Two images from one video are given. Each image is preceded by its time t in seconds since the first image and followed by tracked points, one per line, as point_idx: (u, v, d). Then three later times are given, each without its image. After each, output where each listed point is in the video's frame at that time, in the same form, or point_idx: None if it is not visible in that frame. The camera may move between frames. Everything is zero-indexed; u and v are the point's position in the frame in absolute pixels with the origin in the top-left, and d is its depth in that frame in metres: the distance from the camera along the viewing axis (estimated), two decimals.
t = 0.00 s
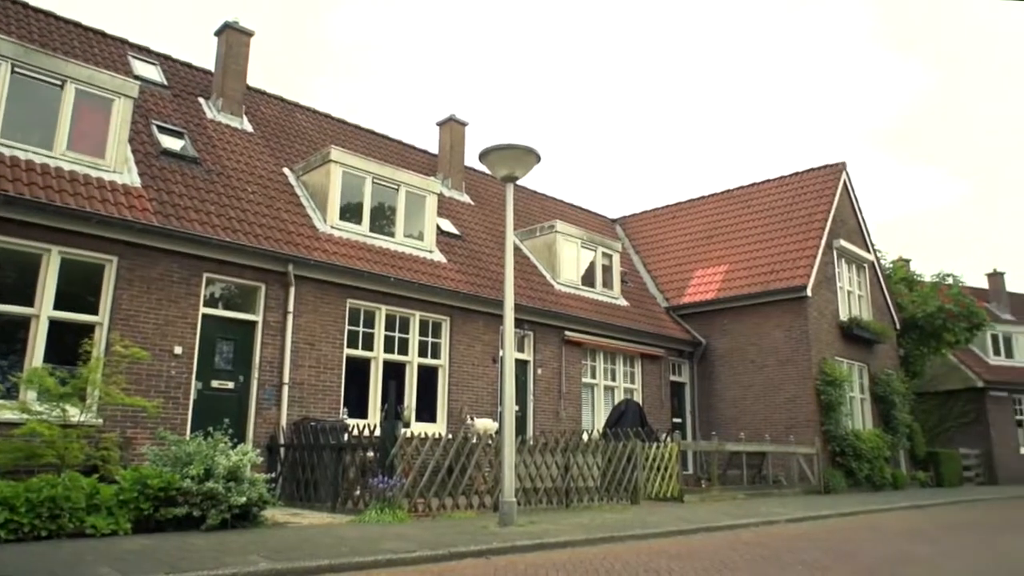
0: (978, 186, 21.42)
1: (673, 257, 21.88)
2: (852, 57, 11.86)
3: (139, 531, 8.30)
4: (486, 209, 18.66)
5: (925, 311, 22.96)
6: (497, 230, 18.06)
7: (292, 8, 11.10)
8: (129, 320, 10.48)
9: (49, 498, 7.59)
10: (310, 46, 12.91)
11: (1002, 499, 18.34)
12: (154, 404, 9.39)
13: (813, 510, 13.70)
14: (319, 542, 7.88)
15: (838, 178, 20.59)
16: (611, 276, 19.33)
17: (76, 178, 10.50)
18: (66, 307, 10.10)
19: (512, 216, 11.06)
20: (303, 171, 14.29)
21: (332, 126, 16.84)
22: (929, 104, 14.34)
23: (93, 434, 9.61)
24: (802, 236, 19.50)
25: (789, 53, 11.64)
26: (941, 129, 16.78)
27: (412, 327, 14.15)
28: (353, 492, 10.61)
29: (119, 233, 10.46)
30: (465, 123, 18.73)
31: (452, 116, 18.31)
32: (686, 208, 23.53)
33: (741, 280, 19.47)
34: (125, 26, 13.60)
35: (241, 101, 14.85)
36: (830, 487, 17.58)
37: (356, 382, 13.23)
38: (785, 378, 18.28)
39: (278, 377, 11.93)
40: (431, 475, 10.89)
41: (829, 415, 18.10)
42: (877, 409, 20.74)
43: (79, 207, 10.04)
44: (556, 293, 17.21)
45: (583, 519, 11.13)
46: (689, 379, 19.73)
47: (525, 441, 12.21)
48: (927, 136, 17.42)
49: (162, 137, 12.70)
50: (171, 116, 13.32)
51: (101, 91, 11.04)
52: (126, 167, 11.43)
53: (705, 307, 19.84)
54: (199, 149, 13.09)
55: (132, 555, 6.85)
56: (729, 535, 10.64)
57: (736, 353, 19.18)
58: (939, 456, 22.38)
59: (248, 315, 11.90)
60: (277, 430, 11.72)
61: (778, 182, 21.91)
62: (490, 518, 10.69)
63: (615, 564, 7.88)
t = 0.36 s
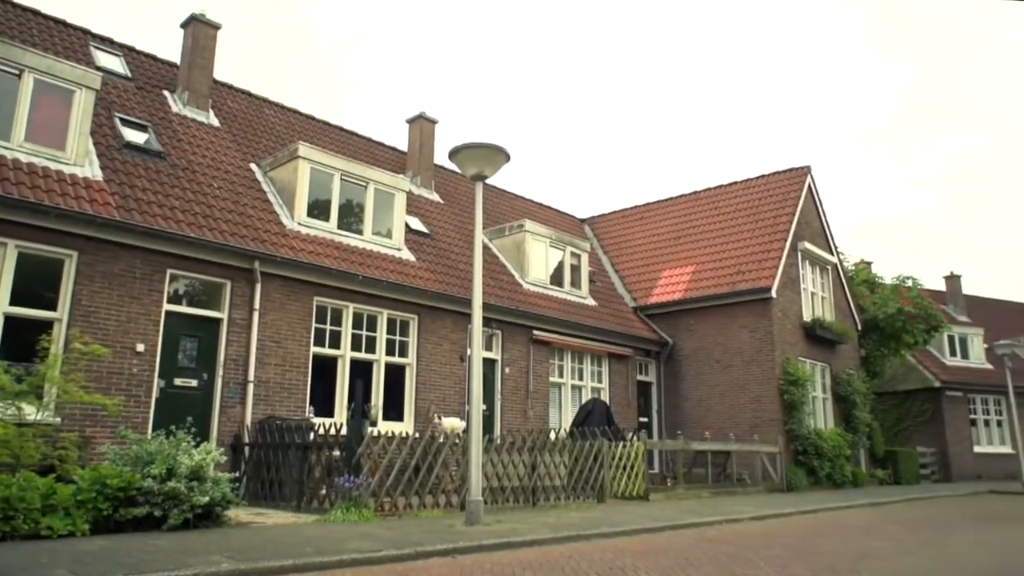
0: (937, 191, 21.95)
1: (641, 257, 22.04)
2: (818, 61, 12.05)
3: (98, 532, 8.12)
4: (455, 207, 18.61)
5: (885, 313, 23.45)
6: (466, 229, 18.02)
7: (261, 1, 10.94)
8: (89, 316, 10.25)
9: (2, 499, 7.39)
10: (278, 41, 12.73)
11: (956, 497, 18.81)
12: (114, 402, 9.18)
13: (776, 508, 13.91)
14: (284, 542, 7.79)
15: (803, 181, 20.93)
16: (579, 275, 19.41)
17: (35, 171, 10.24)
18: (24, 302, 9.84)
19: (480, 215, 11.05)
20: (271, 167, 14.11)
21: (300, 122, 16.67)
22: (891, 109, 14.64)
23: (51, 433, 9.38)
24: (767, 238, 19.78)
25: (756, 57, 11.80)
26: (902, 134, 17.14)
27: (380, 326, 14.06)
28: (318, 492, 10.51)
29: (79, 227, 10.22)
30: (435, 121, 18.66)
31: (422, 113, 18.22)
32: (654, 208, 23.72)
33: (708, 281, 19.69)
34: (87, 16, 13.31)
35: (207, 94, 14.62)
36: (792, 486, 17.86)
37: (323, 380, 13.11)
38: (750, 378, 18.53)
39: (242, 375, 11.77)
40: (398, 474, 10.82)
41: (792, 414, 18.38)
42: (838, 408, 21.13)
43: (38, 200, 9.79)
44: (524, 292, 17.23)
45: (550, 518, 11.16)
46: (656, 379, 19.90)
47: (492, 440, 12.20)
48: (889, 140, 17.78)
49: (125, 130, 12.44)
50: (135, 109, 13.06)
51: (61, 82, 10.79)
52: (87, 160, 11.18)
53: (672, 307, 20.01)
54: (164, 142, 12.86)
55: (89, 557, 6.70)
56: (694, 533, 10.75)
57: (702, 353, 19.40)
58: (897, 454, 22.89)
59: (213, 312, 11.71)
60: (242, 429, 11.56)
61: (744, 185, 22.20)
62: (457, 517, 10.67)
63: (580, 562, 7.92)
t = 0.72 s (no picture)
0: (895, 195, 22.45)
1: (607, 257, 22.17)
2: (782, 65, 12.26)
3: (51, 533, 7.89)
4: (422, 205, 18.52)
5: (844, 314, 23.92)
6: (432, 227, 17.95)
7: None
8: (44, 312, 9.99)
9: None
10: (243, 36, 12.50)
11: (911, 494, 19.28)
12: (69, 399, 8.91)
13: (737, 506, 14.11)
14: (244, 542, 7.68)
15: (767, 184, 21.26)
16: (545, 275, 19.46)
17: None
18: None
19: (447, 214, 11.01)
20: (235, 161, 13.89)
21: (265, 116, 16.44)
22: (852, 113, 14.92)
23: (2, 432, 9.12)
24: (731, 239, 20.05)
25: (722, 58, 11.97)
26: (863, 139, 17.48)
27: (344, 323, 13.93)
28: (280, 491, 10.39)
29: (35, 221, 9.95)
30: (402, 118, 18.54)
31: (389, 109, 18.09)
32: (620, 209, 23.88)
33: (673, 281, 19.88)
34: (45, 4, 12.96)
35: (169, 87, 14.34)
36: (753, 484, 18.13)
37: (286, 378, 12.95)
38: (712, 377, 18.76)
39: (204, 373, 11.57)
40: (361, 473, 10.73)
41: (753, 413, 18.67)
42: (798, 408, 21.50)
43: None
44: (491, 291, 17.22)
45: (514, 517, 11.17)
46: (620, 378, 20.03)
47: (457, 439, 12.17)
48: (851, 144, 18.14)
49: (83, 122, 12.15)
50: (94, 100, 12.76)
51: (16, 70, 10.54)
52: (43, 152, 10.90)
53: (637, 307, 20.16)
54: (124, 135, 12.58)
55: (40, 559, 6.50)
56: (657, 531, 10.85)
57: (666, 353, 19.58)
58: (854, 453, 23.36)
59: (173, 308, 11.50)
60: (202, 428, 11.37)
61: (708, 187, 22.48)
62: (421, 517, 10.62)
63: (541, 560, 7.95)
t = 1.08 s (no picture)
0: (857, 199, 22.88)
1: (575, 257, 22.25)
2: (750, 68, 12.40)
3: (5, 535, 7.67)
4: (390, 203, 18.41)
5: (807, 315, 24.34)
6: (400, 225, 17.85)
7: None
8: None
9: None
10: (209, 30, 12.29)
11: (869, 492, 19.68)
12: (24, 397, 8.63)
13: (701, 504, 14.27)
14: (206, 542, 7.57)
15: (733, 186, 21.51)
16: (513, 274, 19.48)
17: None
18: None
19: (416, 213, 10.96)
20: (200, 156, 13.66)
21: (231, 111, 16.21)
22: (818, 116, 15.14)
23: None
24: (698, 240, 20.26)
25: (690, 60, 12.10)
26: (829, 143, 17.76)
27: (311, 321, 13.79)
28: (244, 490, 10.27)
29: None
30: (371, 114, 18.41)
31: (358, 106, 17.95)
32: (589, 209, 23.99)
33: (640, 281, 20.03)
34: None
35: (132, 79, 14.07)
36: (716, 482, 18.37)
37: (251, 376, 12.79)
38: (678, 377, 18.95)
39: (166, 370, 11.38)
40: (326, 472, 10.64)
41: (718, 412, 18.91)
42: (762, 407, 21.81)
43: None
44: (459, 290, 17.18)
45: (480, 516, 11.17)
46: (587, 377, 20.13)
47: (424, 437, 12.13)
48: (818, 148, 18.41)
49: (42, 113, 11.86)
50: (54, 91, 12.46)
51: None
52: None
53: (604, 307, 20.28)
54: (85, 127, 12.31)
55: None
56: (622, 529, 10.92)
57: (633, 352, 19.72)
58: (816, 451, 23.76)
59: (136, 305, 11.29)
60: (165, 426, 11.19)
61: (676, 188, 22.69)
62: (387, 516, 10.57)
63: (506, 559, 7.95)
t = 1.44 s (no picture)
0: (824, 201, 23.25)
1: (544, 257, 22.30)
2: (714, 74, 12.68)
3: None
4: (359, 200, 18.28)
5: (773, 316, 24.69)
6: (369, 222, 17.73)
7: None
8: None
9: None
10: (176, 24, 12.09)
11: (831, 490, 20.04)
12: None
13: (668, 503, 14.39)
14: (169, 543, 7.45)
15: (702, 188, 21.73)
16: (483, 273, 19.46)
17: None
18: None
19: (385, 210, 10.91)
20: (165, 150, 13.43)
21: (197, 104, 15.96)
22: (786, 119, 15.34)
23: None
24: (666, 241, 20.43)
25: (657, 63, 12.30)
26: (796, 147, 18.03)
27: (278, 319, 13.65)
28: (208, 490, 10.13)
29: None
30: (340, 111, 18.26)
31: (327, 102, 17.79)
32: (558, 209, 24.07)
33: (608, 281, 20.15)
34: None
35: (94, 70, 13.78)
36: (682, 481, 18.53)
37: (216, 374, 12.61)
38: (646, 377, 19.09)
39: (128, 367, 11.18)
40: (292, 471, 10.53)
41: (684, 411, 19.09)
42: (727, 406, 22.07)
43: None
44: (428, 288, 17.12)
45: (447, 515, 11.15)
46: (555, 377, 20.19)
47: (391, 436, 12.08)
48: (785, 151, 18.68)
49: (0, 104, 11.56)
50: (13, 81, 12.15)
51: None
52: None
53: (573, 307, 20.35)
54: (45, 119, 12.03)
55: None
56: (588, 528, 10.97)
57: (601, 352, 19.83)
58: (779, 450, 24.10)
59: (97, 301, 11.06)
60: (126, 425, 10.99)
61: (645, 189, 22.86)
62: (353, 515, 10.50)
63: (474, 558, 7.93)
